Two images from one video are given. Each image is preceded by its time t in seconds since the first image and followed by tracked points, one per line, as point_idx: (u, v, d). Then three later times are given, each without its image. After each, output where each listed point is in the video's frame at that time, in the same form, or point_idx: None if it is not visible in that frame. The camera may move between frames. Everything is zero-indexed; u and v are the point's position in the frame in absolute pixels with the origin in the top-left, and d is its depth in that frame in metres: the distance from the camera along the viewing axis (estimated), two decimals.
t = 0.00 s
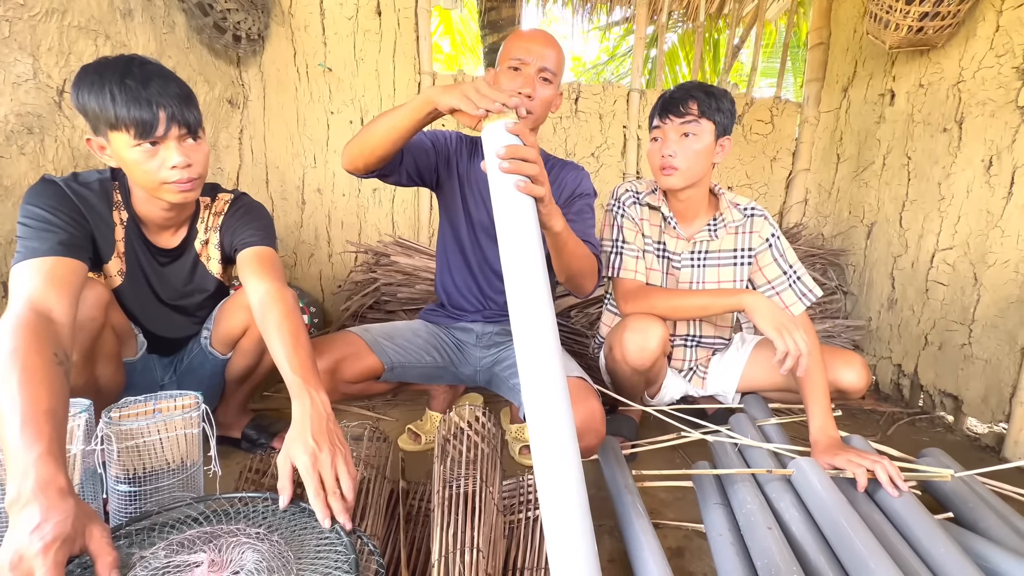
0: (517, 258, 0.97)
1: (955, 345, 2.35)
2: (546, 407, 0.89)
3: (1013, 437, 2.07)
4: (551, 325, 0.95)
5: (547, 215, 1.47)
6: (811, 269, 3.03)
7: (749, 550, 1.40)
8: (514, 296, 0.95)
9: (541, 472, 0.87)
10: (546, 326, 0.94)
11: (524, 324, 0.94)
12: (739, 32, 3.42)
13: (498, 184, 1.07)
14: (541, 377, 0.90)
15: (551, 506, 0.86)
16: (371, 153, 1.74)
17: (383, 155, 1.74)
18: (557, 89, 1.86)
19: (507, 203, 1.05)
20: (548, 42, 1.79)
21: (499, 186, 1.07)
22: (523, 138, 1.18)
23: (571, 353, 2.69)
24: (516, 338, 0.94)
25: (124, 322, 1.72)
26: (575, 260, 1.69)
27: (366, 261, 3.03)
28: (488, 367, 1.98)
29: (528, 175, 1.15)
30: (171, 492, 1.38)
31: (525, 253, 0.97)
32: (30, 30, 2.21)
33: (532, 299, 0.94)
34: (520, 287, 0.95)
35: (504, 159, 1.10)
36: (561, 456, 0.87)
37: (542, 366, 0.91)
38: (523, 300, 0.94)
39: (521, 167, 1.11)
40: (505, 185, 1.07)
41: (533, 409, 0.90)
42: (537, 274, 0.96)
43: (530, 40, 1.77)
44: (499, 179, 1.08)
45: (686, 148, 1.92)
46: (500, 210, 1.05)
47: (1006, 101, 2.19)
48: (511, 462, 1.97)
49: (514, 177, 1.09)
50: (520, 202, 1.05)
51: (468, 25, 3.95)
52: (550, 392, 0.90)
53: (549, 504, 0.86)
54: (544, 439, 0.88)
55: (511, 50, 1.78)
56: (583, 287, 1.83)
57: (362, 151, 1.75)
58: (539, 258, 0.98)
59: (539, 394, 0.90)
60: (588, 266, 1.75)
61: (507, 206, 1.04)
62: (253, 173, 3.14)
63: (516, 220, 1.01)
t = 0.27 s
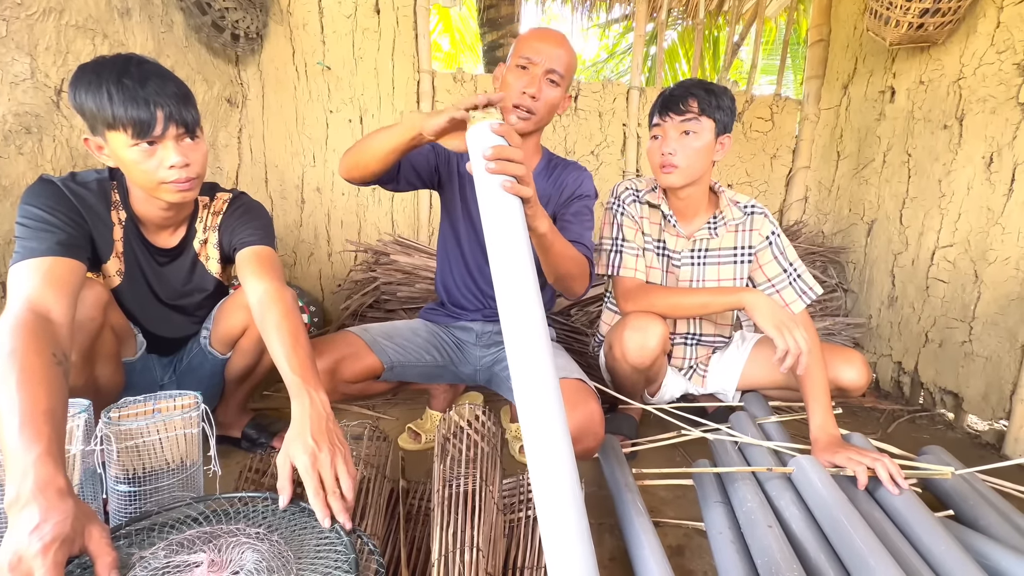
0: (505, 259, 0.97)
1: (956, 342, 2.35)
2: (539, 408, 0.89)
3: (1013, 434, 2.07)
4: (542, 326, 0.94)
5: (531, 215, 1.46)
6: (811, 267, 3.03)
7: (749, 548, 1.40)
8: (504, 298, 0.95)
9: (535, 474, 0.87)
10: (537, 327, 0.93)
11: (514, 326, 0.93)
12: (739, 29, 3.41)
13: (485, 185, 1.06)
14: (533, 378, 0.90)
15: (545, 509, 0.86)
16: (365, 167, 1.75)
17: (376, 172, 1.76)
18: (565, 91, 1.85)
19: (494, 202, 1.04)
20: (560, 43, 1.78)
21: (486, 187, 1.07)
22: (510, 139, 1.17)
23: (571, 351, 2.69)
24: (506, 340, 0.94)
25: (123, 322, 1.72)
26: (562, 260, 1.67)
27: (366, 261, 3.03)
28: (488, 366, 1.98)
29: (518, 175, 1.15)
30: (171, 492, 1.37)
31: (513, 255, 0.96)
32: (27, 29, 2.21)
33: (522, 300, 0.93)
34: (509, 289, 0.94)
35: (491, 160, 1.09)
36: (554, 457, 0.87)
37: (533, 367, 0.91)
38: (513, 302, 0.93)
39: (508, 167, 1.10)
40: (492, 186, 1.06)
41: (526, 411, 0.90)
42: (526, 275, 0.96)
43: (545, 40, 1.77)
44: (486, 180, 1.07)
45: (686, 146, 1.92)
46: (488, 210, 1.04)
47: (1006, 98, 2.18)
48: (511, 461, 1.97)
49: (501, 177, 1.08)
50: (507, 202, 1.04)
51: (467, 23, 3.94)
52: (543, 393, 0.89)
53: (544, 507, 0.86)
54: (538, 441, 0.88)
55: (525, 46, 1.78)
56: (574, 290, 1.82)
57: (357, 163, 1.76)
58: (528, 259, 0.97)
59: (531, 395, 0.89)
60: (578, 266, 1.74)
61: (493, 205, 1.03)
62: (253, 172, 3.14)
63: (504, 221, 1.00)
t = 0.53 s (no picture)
0: (500, 257, 0.96)
1: (956, 338, 2.35)
2: (536, 405, 0.89)
3: (1013, 430, 2.07)
4: (538, 324, 0.94)
5: (526, 211, 1.45)
6: (812, 264, 3.03)
7: (750, 545, 1.40)
8: (499, 296, 0.94)
9: (533, 472, 0.86)
10: (532, 325, 0.93)
11: (510, 324, 0.93)
12: (739, 26, 3.41)
13: (478, 183, 1.07)
14: (529, 376, 0.90)
15: (543, 508, 0.85)
16: (366, 174, 1.74)
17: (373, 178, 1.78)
18: (568, 88, 1.84)
19: (489, 200, 1.04)
20: (564, 40, 1.78)
21: (479, 185, 1.08)
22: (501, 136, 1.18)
23: (572, 349, 2.69)
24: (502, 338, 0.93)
25: (123, 321, 1.72)
26: (560, 257, 1.67)
27: (366, 259, 3.03)
28: (489, 364, 1.98)
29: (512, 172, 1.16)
30: (171, 490, 1.38)
31: (507, 253, 0.96)
32: (25, 28, 2.20)
33: (518, 297, 0.93)
34: (504, 286, 0.94)
35: (483, 156, 1.12)
36: (552, 454, 0.86)
37: (529, 364, 0.91)
38: (508, 300, 0.93)
39: (501, 164, 1.12)
40: (485, 183, 1.08)
41: (523, 409, 0.89)
42: (521, 272, 0.96)
43: (548, 37, 1.76)
44: (480, 178, 1.08)
45: (686, 143, 1.91)
46: (482, 208, 1.04)
47: (1007, 93, 2.18)
48: (511, 459, 1.97)
49: (493, 173, 1.09)
50: (500, 200, 1.04)
51: (466, 21, 3.93)
52: (539, 390, 0.89)
53: (542, 505, 0.85)
54: (535, 438, 0.87)
55: (529, 42, 1.77)
56: (573, 286, 1.82)
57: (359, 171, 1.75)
58: (523, 256, 0.97)
59: (528, 393, 0.89)
60: (578, 262, 1.74)
61: (488, 203, 1.04)
62: (252, 171, 3.14)
63: (498, 218, 1.00)
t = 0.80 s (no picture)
0: (506, 253, 0.95)
1: (957, 335, 2.35)
2: (541, 402, 0.88)
3: (1014, 427, 2.07)
4: (543, 320, 0.93)
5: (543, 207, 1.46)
6: (812, 261, 3.03)
7: (750, 542, 1.40)
8: (505, 292, 0.94)
9: (537, 470, 0.85)
10: (538, 322, 0.92)
11: (516, 320, 0.92)
12: (739, 23, 3.40)
13: (482, 181, 1.05)
14: (534, 373, 0.89)
15: (549, 507, 0.84)
16: (361, 166, 1.73)
17: (371, 170, 1.75)
18: (562, 83, 1.84)
19: (494, 198, 1.03)
20: (556, 35, 1.77)
21: (483, 183, 1.06)
22: (507, 132, 1.18)
23: (572, 346, 2.69)
24: (508, 335, 0.93)
25: (124, 319, 1.72)
26: (575, 251, 1.69)
27: (366, 257, 3.02)
28: (489, 361, 1.98)
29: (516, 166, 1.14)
30: (173, 488, 1.37)
31: (514, 249, 0.95)
32: (24, 26, 2.20)
33: (524, 294, 0.93)
34: (511, 283, 0.93)
35: (485, 156, 1.09)
36: (557, 452, 0.86)
37: (535, 362, 0.90)
38: (515, 296, 0.93)
39: (503, 162, 1.09)
40: (488, 181, 1.06)
41: (528, 406, 0.89)
42: (527, 268, 0.95)
43: (539, 33, 1.76)
44: (482, 176, 1.07)
45: (686, 140, 1.91)
46: (487, 204, 1.03)
47: (1009, 89, 2.17)
48: (512, 456, 1.97)
49: (496, 172, 1.07)
50: (507, 197, 1.03)
51: (466, 18, 3.92)
52: (544, 387, 0.89)
53: (547, 503, 0.84)
54: (540, 436, 0.87)
55: (518, 40, 1.77)
56: (585, 278, 1.83)
57: (354, 164, 1.74)
58: (529, 252, 0.96)
59: (533, 390, 0.89)
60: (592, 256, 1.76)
61: (493, 201, 1.02)
62: (252, 169, 3.13)
63: (504, 214, 1.00)
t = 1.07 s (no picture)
0: (511, 248, 0.95)
1: (958, 332, 2.35)
2: (546, 398, 0.88)
3: (1015, 423, 2.07)
4: (548, 315, 0.93)
5: (547, 202, 1.43)
6: (813, 258, 3.02)
7: (751, 538, 1.41)
8: (510, 288, 0.94)
9: (540, 465, 0.85)
10: (543, 318, 0.92)
11: (521, 316, 0.92)
12: (740, 20, 3.39)
13: (488, 178, 1.04)
14: (539, 368, 0.89)
15: (551, 502, 0.84)
16: (363, 153, 1.72)
17: (373, 156, 1.73)
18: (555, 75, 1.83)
19: (500, 194, 1.02)
20: (544, 28, 1.76)
21: (489, 180, 1.05)
22: (512, 129, 1.16)
23: (573, 344, 2.69)
24: (512, 331, 0.93)
25: (124, 317, 1.72)
26: (581, 246, 1.69)
27: (366, 254, 3.02)
28: (489, 359, 1.98)
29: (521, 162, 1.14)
30: (175, 485, 1.37)
31: (520, 244, 0.95)
32: (23, 23, 2.19)
33: (529, 289, 0.92)
34: (516, 278, 0.93)
35: (492, 153, 1.08)
36: (561, 447, 0.86)
37: (540, 358, 0.90)
38: (520, 291, 0.92)
39: (509, 158, 1.09)
40: (494, 178, 1.05)
41: (531, 402, 0.89)
42: (533, 263, 0.95)
43: (524, 28, 1.76)
44: (490, 173, 1.06)
45: (688, 137, 1.91)
46: (493, 200, 1.03)
47: (1010, 86, 2.17)
48: (512, 453, 1.97)
49: (502, 169, 1.06)
50: (513, 193, 1.02)
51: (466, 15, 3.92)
52: (549, 383, 0.89)
53: (549, 499, 0.84)
54: (543, 431, 0.87)
55: (505, 38, 1.77)
56: (591, 273, 1.83)
57: (354, 151, 1.73)
58: (534, 248, 0.96)
59: (538, 385, 0.89)
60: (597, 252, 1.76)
61: (500, 198, 1.02)
62: (251, 166, 3.13)
63: (510, 210, 0.99)
